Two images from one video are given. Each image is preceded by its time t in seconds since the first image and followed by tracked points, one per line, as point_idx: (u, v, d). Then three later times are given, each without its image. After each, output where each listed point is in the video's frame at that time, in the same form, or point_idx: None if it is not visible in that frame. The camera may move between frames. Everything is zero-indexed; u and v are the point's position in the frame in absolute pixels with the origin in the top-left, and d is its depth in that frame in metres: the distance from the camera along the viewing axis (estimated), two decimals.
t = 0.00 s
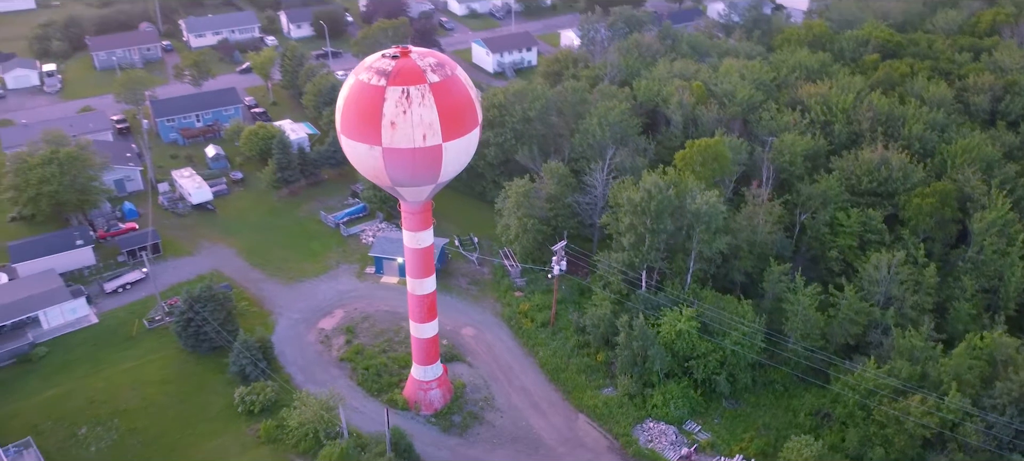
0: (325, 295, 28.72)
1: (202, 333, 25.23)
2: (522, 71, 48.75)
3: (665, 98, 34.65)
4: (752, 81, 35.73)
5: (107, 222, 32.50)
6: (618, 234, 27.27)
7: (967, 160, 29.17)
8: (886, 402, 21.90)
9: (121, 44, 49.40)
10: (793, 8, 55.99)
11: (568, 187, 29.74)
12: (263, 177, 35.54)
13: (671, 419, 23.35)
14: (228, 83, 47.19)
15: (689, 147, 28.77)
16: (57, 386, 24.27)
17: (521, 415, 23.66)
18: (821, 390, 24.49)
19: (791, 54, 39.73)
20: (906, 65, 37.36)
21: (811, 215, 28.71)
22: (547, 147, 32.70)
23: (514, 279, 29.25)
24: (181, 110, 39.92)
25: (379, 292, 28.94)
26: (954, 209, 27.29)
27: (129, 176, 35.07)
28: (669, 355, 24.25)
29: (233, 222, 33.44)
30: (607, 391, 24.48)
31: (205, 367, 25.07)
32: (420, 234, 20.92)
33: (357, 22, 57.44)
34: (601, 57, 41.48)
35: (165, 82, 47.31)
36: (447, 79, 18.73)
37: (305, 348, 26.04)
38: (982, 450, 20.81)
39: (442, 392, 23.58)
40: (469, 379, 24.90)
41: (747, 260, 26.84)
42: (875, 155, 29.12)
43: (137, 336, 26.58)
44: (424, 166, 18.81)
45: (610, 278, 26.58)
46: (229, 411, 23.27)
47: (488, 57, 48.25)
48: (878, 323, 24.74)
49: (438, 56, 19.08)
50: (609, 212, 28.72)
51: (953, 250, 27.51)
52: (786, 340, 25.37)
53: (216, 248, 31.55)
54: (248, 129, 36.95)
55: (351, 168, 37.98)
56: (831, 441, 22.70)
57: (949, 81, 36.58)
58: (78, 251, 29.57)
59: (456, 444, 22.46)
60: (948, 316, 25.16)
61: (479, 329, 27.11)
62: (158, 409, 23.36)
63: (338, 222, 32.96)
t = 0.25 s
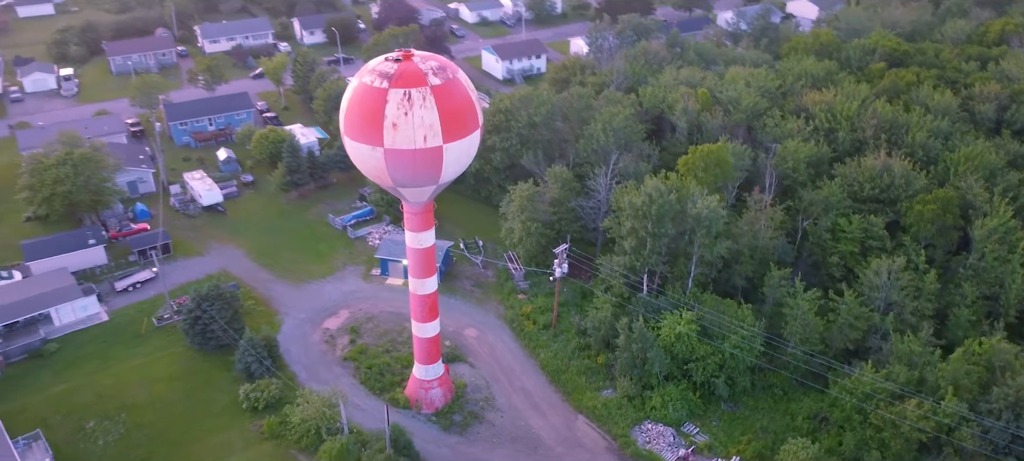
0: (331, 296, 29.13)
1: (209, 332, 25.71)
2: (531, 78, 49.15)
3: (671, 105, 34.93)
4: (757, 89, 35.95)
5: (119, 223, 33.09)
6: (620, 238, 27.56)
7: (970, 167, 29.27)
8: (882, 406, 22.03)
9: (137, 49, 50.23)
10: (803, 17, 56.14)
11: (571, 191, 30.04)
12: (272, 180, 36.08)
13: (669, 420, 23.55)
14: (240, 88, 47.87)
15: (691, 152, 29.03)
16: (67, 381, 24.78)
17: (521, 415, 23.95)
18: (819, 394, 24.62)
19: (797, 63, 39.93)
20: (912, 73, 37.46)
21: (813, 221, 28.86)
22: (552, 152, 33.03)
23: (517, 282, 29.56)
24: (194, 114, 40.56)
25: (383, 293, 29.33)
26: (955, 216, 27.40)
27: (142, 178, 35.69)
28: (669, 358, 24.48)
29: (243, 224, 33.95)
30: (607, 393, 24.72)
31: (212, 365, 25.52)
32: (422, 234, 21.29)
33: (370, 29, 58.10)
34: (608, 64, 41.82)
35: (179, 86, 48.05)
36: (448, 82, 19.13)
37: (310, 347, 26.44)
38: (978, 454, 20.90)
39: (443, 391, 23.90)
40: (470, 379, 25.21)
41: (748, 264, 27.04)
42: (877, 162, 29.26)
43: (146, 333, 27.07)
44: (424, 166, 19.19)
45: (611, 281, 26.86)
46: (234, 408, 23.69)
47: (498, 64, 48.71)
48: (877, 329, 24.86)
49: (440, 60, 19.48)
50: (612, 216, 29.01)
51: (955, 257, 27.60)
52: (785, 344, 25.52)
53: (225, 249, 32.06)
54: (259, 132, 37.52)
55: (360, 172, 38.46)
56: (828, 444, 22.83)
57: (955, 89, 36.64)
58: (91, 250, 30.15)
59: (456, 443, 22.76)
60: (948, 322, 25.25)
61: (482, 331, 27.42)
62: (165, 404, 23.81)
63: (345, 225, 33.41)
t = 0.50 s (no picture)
0: (336, 296, 29.54)
1: (216, 330, 26.17)
2: (540, 85, 49.51)
3: (676, 111, 35.20)
4: (762, 96, 36.17)
5: (131, 223, 33.69)
6: (622, 241, 27.81)
7: (974, 175, 29.35)
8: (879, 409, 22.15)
9: (153, 54, 51.04)
10: (812, 26, 56.23)
11: (575, 195, 30.34)
12: (282, 182, 36.59)
13: (667, 422, 23.74)
14: (253, 92, 48.52)
15: (694, 158, 29.27)
16: (77, 376, 25.29)
17: (520, 415, 24.21)
18: (818, 398, 24.74)
19: (804, 70, 40.11)
20: (918, 82, 37.55)
21: (815, 227, 29.00)
22: (557, 157, 33.35)
23: (521, 285, 29.87)
24: (206, 117, 41.20)
25: (388, 295, 29.71)
26: (957, 223, 27.49)
27: (154, 180, 36.31)
28: (668, 360, 24.70)
29: (252, 226, 34.46)
30: (606, 395, 24.95)
31: (218, 362, 25.96)
32: (424, 234, 21.64)
33: (381, 36, 58.72)
34: (615, 70, 42.15)
35: (193, 91, 48.78)
36: (449, 84, 19.51)
37: (315, 346, 26.83)
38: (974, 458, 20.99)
39: (444, 390, 24.21)
40: (471, 379, 25.52)
41: (749, 269, 27.23)
42: (880, 169, 29.39)
43: (154, 331, 27.57)
44: (425, 167, 19.56)
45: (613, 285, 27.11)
46: (238, 404, 24.09)
47: (507, 71, 49.15)
48: (877, 333, 24.98)
49: (441, 63, 19.87)
50: (615, 220, 29.28)
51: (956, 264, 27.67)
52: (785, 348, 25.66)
53: (234, 250, 32.57)
54: (270, 136, 38.08)
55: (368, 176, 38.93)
56: (825, 447, 22.95)
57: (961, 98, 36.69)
58: (102, 249, 30.73)
59: (456, 441, 23.06)
60: (948, 327, 25.33)
61: (485, 332, 27.73)
62: (171, 400, 24.25)
63: (352, 227, 33.85)
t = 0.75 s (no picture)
0: (342, 297, 29.95)
1: (222, 328, 26.62)
2: (549, 91, 49.84)
3: (681, 117, 35.47)
4: (767, 103, 36.38)
5: (142, 223, 34.28)
6: (624, 245, 28.08)
7: (976, 181, 29.43)
8: (876, 413, 22.28)
9: (167, 58, 51.85)
10: (821, 34, 56.33)
11: (579, 199, 30.63)
12: (291, 185, 37.10)
13: (666, 423, 23.95)
14: (265, 97, 49.17)
15: (697, 163, 29.50)
16: (86, 372, 25.79)
17: (520, 414, 24.48)
18: (816, 401, 24.87)
19: (810, 77, 40.28)
20: (924, 89, 37.63)
21: (817, 233, 29.15)
22: (562, 162, 33.67)
23: (524, 287, 30.17)
24: (218, 121, 41.83)
25: (393, 296, 30.09)
26: (958, 229, 27.60)
27: (166, 182, 36.91)
28: (667, 363, 24.91)
29: (260, 227, 34.97)
30: (606, 396, 25.19)
31: (224, 360, 26.39)
32: (426, 235, 22.01)
33: (393, 42, 59.33)
34: (622, 76, 42.47)
35: (206, 95, 49.49)
36: (450, 87, 19.90)
37: (319, 345, 27.22)
38: None
39: (445, 389, 24.53)
40: (472, 379, 25.84)
41: (750, 274, 27.43)
42: (882, 175, 29.53)
43: (163, 329, 28.06)
44: (426, 168, 19.94)
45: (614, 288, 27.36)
46: (243, 401, 24.50)
47: (516, 77, 49.58)
48: (876, 338, 25.10)
49: (443, 66, 20.27)
50: (618, 225, 29.56)
51: (958, 270, 27.75)
52: (784, 352, 25.81)
53: (243, 251, 33.06)
54: (280, 140, 38.61)
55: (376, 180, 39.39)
56: (822, 450, 23.09)
57: (967, 106, 36.75)
58: (114, 249, 31.30)
59: (455, 440, 23.36)
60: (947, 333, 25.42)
61: (487, 333, 28.05)
62: (177, 396, 24.69)
63: (359, 229, 34.29)
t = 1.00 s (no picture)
0: (347, 298, 30.36)
1: (229, 327, 27.09)
2: (558, 97, 50.16)
3: (686, 123, 35.72)
4: (773, 109, 36.58)
5: (153, 224, 34.86)
6: (626, 248, 28.33)
7: (979, 188, 29.50)
8: (873, 416, 22.40)
9: (182, 63, 52.65)
10: (830, 42, 56.36)
11: (583, 203, 30.93)
12: (300, 188, 37.61)
13: (664, 425, 24.17)
14: (277, 101, 49.82)
15: (700, 168, 29.73)
16: (96, 368, 26.30)
17: (521, 414, 24.76)
18: (815, 405, 25.00)
19: (816, 85, 40.43)
20: (930, 97, 37.70)
21: (819, 238, 29.29)
22: (567, 167, 33.99)
23: (527, 290, 30.47)
24: (230, 125, 42.46)
25: (397, 297, 30.48)
26: (960, 236, 27.68)
27: (177, 184, 37.51)
28: (667, 365, 25.11)
29: (269, 229, 35.48)
30: (606, 398, 25.42)
31: (230, 358, 26.83)
32: (427, 235, 22.37)
33: (404, 49, 59.94)
34: (630, 83, 42.78)
35: (220, 99, 50.21)
36: (452, 90, 20.28)
37: (324, 344, 27.62)
38: None
39: (446, 389, 24.85)
40: (474, 380, 26.15)
41: (750, 278, 27.63)
42: (885, 182, 29.66)
43: (171, 327, 28.56)
44: (428, 170, 20.32)
45: (616, 291, 27.59)
46: (248, 398, 24.90)
47: (525, 83, 50.00)
48: (876, 343, 25.21)
49: (445, 70, 20.66)
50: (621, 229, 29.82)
51: (959, 276, 27.82)
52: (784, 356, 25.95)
53: (251, 252, 33.56)
54: (290, 143, 39.15)
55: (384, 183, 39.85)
56: (820, 453, 23.22)
57: (973, 114, 36.78)
58: (125, 249, 31.88)
59: (455, 438, 23.66)
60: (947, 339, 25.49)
61: (490, 335, 28.36)
62: (184, 393, 25.13)
63: (366, 232, 34.72)
